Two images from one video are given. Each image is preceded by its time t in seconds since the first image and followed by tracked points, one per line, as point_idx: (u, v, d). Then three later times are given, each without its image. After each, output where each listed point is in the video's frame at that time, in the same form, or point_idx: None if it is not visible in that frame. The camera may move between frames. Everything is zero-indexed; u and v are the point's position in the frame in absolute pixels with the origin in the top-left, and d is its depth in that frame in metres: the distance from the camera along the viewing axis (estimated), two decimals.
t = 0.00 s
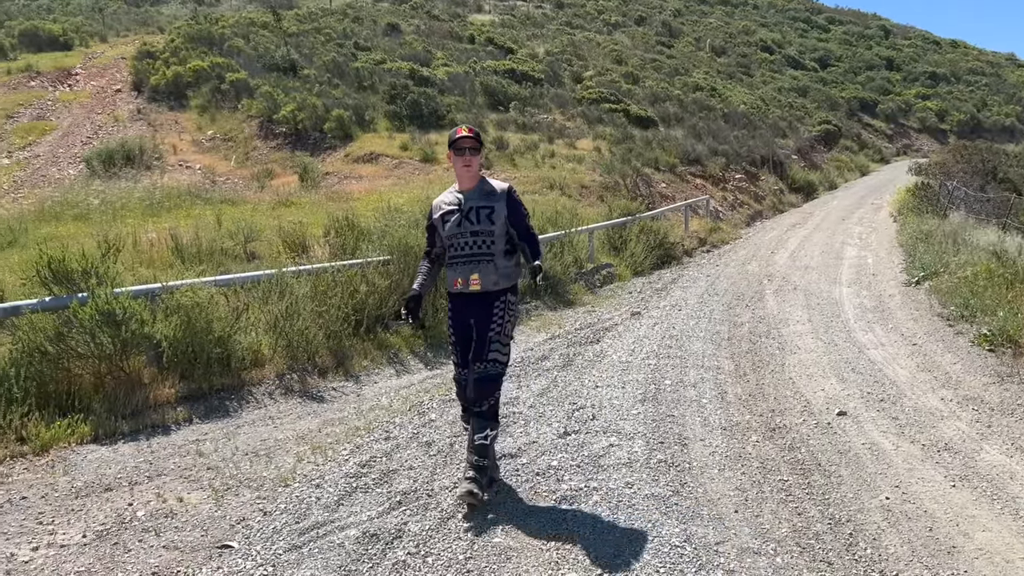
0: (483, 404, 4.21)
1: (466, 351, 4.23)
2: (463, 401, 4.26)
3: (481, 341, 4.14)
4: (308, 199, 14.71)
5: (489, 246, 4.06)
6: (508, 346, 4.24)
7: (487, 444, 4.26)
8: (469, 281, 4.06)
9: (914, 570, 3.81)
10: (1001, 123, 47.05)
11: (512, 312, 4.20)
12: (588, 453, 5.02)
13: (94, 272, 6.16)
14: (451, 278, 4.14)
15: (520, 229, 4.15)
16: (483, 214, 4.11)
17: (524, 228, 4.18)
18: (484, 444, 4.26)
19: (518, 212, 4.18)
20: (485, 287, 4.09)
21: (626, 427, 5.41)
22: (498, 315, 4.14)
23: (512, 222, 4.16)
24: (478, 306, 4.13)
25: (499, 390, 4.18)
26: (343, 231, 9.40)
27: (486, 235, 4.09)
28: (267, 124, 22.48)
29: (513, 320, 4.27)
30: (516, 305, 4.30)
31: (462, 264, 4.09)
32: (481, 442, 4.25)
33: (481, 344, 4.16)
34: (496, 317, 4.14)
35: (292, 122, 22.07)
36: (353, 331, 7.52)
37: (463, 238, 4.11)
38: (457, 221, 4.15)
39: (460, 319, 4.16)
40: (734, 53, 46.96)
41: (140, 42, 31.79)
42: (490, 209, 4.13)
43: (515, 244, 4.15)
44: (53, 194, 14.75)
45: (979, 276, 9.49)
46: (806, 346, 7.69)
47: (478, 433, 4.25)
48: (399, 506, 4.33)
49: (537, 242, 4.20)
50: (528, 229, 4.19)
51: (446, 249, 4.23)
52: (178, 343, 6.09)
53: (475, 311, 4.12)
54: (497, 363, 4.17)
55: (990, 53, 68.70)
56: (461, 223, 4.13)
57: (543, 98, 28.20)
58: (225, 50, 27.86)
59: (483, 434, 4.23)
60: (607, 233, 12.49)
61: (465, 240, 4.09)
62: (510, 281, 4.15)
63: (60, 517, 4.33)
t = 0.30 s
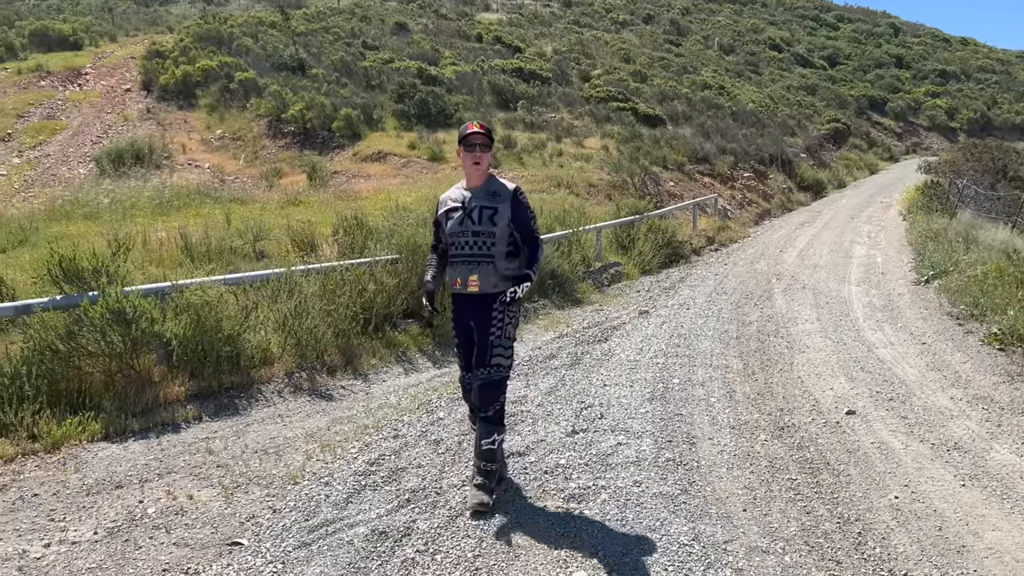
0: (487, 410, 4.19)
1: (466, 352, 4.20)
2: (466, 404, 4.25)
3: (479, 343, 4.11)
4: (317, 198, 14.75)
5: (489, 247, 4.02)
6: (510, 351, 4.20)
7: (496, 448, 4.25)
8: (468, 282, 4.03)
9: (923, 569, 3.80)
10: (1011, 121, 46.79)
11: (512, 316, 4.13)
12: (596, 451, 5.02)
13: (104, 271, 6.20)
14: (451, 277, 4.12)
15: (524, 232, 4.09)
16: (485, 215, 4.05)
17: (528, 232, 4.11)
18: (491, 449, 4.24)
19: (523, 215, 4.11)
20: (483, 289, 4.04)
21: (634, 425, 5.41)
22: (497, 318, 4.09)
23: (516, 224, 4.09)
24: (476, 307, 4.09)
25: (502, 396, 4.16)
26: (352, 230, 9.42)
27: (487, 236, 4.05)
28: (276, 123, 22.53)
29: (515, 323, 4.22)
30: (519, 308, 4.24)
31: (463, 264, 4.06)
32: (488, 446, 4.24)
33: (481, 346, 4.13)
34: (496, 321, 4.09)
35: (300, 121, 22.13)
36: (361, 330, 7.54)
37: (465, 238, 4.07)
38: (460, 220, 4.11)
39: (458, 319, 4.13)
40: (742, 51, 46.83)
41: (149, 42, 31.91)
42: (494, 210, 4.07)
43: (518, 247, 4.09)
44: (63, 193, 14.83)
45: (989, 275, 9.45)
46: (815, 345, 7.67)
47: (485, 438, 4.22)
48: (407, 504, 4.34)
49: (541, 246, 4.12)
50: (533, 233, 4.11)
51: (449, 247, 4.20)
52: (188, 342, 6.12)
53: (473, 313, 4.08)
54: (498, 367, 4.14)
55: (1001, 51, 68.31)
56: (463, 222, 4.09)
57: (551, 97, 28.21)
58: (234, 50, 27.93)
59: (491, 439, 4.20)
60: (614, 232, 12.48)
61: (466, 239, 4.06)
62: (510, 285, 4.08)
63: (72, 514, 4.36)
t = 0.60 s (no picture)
0: (491, 412, 4.20)
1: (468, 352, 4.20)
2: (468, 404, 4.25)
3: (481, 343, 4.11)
4: (327, 196, 14.79)
5: (494, 248, 4.00)
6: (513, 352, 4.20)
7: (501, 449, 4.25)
8: (471, 282, 4.02)
9: (934, 568, 3.79)
10: None
11: (514, 316, 4.13)
12: (606, 449, 5.02)
13: (116, 269, 6.24)
14: (455, 276, 4.11)
15: (531, 233, 4.07)
16: (492, 214, 4.02)
17: (535, 232, 4.09)
18: (497, 449, 4.24)
19: (530, 215, 4.07)
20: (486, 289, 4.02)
21: (644, 424, 5.41)
22: (499, 319, 4.08)
23: (522, 224, 4.06)
24: (478, 308, 4.08)
25: (506, 397, 4.18)
26: (362, 228, 9.44)
27: (493, 236, 4.03)
28: (286, 122, 22.60)
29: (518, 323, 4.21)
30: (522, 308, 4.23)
31: (467, 263, 4.05)
32: (493, 447, 4.24)
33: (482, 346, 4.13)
34: (498, 321, 4.09)
35: (311, 119, 22.20)
36: (371, 328, 7.56)
37: (470, 236, 4.05)
38: (466, 217, 4.08)
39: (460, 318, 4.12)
40: (752, 48, 46.66)
41: (160, 41, 32.06)
42: (501, 209, 4.03)
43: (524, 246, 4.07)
44: (75, 192, 14.91)
45: (1001, 273, 9.41)
46: (825, 343, 7.65)
47: (490, 439, 4.22)
48: (418, 500, 4.36)
49: (546, 247, 4.09)
50: (539, 234, 4.09)
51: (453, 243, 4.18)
52: (200, 340, 6.15)
53: (475, 313, 4.07)
54: (499, 369, 4.14)
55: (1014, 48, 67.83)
56: (469, 220, 4.07)
57: (560, 95, 28.22)
58: (245, 49, 28.02)
59: (496, 440, 4.20)
60: (623, 230, 12.46)
61: (471, 238, 4.04)
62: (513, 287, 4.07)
63: (85, 510, 4.40)
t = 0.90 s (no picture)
0: (502, 410, 4.13)
1: (459, 349, 4.11)
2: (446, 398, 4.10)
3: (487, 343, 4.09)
4: (339, 194, 14.83)
5: (499, 247, 4.00)
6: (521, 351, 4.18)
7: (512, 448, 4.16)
8: (475, 281, 4.03)
9: (948, 567, 3.78)
10: None
11: (520, 315, 4.10)
12: (618, 447, 5.02)
13: (131, 267, 6.28)
14: (460, 274, 4.12)
15: (536, 232, 4.06)
16: (497, 213, 4.03)
17: (540, 231, 4.08)
18: (508, 448, 4.16)
19: (536, 214, 4.06)
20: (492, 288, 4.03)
21: (656, 422, 5.40)
22: (505, 317, 4.07)
23: (528, 224, 4.05)
24: (482, 306, 4.08)
25: (518, 396, 4.12)
26: (374, 226, 9.46)
27: (498, 235, 4.03)
28: (298, 120, 22.66)
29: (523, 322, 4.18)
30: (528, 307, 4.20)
31: (471, 261, 4.05)
32: (505, 445, 4.16)
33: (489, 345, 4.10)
34: (504, 320, 4.07)
35: (323, 118, 22.26)
36: (383, 325, 7.58)
37: (475, 235, 4.07)
38: (471, 215, 4.10)
39: (462, 317, 4.11)
40: (765, 45, 46.45)
41: (174, 40, 32.22)
42: (506, 208, 4.03)
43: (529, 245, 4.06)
44: (89, 190, 15.01)
45: (1017, 272, 9.36)
46: (838, 342, 7.61)
47: (501, 437, 4.14)
48: (430, 498, 4.37)
49: (552, 247, 4.08)
50: (545, 232, 4.07)
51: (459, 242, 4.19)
52: (213, 337, 6.18)
53: (479, 312, 4.06)
54: (506, 368, 4.09)
55: None
56: (474, 218, 4.07)
57: (572, 92, 28.20)
58: (257, 47, 28.11)
59: (508, 438, 4.12)
60: (635, 228, 12.42)
61: (476, 237, 4.05)
62: (518, 285, 4.06)
63: (100, 506, 4.44)
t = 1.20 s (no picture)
0: (510, 409, 4.14)
1: (451, 346, 4.15)
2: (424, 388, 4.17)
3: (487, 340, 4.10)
4: (354, 192, 14.88)
5: (494, 244, 4.02)
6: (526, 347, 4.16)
7: (523, 444, 4.16)
8: (473, 279, 4.06)
9: (964, 567, 3.76)
10: None
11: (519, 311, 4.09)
12: (632, 445, 5.02)
13: (148, 264, 6.33)
14: (458, 273, 4.15)
15: (531, 227, 4.05)
16: (491, 210, 4.04)
17: (536, 227, 4.07)
18: (520, 444, 4.16)
19: (531, 210, 4.05)
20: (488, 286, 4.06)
21: (670, 420, 5.39)
22: (504, 315, 4.06)
23: (522, 219, 4.05)
24: (479, 304, 4.09)
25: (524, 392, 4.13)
26: (388, 225, 9.50)
27: (493, 231, 4.03)
28: (313, 117, 22.71)
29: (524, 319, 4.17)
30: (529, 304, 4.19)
31: (467, 259, 4.09)
32: (517, 442, 4.16)
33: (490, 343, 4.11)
34: (502, 317, 4.07)
35: (337, 115, 22.32)
36: (397, 322, 7.61)
37: (470, 232, 4.09)
38: (466, 213, 4.12)
39: (459, 316, 4.13)
40: (780, 42, 46.18)
41: (190, 38, 32.35)
42: (500, 205, 4.04)
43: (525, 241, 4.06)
44: (106, 188, 15.13)
45: None
46: (854, 340, 7.57)
47: (513, 434, 4.14)
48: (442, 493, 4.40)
49: (548, 243, 4.06)
50: (540, 228, 4.06)
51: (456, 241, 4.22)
52: (229, 334, 6.22)
53: (476, 310, 4.08)
54: (511, 365, 4.10)
55: None
56: (469, 216, 4.10)
57: (586, 90, 28.18)
58: (272, 45, 28.20)
59: (518, 435, 4.12)
60: (648, 225, 12.39)
61: (471, 235, 4.08)
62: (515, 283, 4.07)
63: (118, 501, 4.48)
